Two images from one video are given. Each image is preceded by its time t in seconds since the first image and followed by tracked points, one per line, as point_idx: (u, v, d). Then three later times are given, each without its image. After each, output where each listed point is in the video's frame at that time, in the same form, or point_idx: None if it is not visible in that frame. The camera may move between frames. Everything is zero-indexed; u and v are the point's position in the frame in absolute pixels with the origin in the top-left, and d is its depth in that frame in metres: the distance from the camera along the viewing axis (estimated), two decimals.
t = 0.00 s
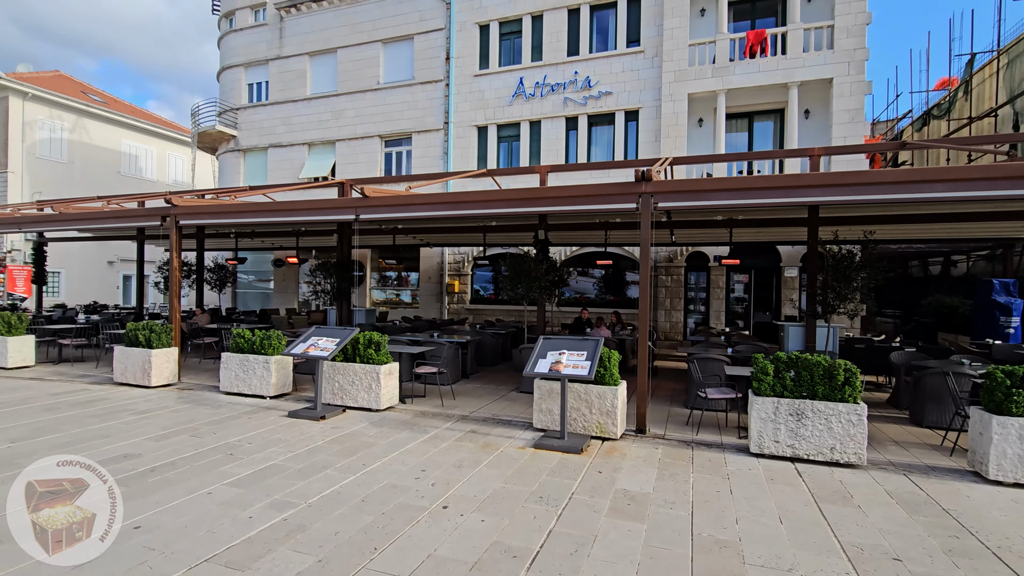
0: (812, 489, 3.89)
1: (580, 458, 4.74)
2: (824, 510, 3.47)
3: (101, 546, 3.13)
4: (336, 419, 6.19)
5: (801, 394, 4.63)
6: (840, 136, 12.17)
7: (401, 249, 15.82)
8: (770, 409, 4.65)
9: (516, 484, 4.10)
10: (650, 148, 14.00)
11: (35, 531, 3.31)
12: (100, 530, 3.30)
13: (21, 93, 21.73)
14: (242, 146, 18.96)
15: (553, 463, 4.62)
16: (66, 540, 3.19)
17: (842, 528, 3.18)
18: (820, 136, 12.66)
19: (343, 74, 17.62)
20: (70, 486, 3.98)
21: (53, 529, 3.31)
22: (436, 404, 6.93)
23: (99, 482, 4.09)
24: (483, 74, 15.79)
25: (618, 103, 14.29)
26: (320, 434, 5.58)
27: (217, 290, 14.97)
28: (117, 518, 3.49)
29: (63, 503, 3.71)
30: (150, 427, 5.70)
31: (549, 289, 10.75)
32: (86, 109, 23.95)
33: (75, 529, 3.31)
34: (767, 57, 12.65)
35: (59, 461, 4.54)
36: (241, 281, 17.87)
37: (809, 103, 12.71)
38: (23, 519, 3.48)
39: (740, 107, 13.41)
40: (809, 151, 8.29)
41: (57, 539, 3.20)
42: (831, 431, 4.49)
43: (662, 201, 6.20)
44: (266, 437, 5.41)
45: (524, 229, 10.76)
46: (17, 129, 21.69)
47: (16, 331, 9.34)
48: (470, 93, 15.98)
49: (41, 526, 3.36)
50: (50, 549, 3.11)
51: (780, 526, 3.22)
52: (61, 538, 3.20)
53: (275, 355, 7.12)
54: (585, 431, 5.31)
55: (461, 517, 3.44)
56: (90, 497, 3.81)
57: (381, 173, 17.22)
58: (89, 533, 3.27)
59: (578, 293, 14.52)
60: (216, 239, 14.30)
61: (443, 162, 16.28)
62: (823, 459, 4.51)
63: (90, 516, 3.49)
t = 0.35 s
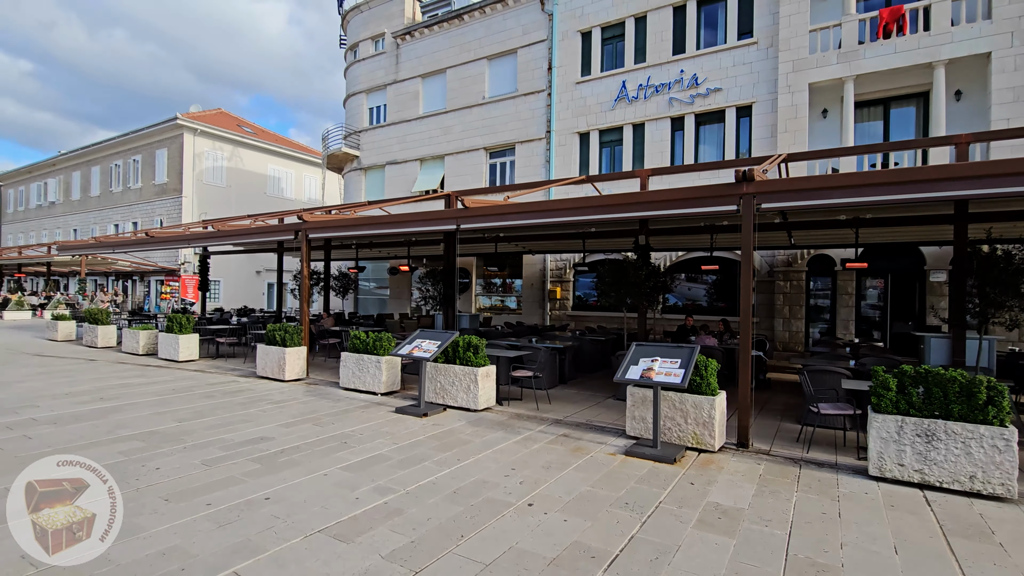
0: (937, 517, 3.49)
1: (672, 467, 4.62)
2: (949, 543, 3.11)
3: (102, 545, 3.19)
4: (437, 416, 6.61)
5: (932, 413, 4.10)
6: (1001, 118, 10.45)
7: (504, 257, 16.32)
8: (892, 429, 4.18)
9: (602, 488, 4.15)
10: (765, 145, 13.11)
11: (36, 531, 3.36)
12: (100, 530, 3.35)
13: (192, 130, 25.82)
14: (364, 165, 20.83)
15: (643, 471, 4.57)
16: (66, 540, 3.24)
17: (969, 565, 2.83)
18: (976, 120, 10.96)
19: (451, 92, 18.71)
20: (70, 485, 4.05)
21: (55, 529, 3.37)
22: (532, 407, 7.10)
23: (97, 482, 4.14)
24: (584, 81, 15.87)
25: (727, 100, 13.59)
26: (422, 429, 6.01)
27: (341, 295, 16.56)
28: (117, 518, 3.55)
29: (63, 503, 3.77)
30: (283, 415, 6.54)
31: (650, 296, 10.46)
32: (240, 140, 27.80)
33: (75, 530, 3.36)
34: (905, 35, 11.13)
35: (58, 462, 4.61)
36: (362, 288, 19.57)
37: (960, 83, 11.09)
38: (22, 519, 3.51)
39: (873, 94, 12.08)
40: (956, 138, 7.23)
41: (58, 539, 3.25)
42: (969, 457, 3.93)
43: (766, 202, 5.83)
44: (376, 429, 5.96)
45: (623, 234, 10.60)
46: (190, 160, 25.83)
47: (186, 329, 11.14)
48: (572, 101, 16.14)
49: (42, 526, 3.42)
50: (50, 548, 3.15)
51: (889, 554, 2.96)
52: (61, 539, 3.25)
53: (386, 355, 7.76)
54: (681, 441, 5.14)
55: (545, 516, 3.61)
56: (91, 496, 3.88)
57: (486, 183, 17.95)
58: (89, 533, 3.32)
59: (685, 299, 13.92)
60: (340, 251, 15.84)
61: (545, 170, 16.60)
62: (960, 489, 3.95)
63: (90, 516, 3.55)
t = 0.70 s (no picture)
0: None
1: (759, 479, 4.46)
2: None
3: (101, 545, 3.19)
4: (521, 416, 6.84)
5: None
6: None
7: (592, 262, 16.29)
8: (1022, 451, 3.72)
9: (682, 495, 4.13)
10: (880, 137, 11.95)
11: (37, 530, 3.37)
12: (100, 530, 3.36)
13: (306, 149, 28.52)
14: (456, 175, 21.79)
15: (727, 480, 4.46)
16: (66, 540, 3.24)
17: None
18: None
19: (539, 100, 19.06)
20: (70, 486, 4.08)
21: (54, 528, 3.38)
22: (615, 412, 7.09)
23: (97, 483, 4.17)
24: (675, 80, 15.49)
25: (834, 91, 12.61)
26: (506, 428, 6.26)
27: (435, 300, 17.44)
28: (115, 519, 3.56)
29: (63, 502, 3.79)
30: (381, 410, 7.11)
31: (744, 302, 9.95)
32: (346, 156, 30.23)
33: (75, 530, 3.37)
34: None
35: (59, 463, 4.64)
36: (455, 292, 20.44)
37: None
38: (23, 519, 3.52)
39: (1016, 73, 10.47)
40: None
41: (58, 538, 3.26)
42: None
43: (870, 200, 5.41)
44: (463, 426, 6.30)
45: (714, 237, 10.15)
46: (304, 176, 28.55)
47: (299, 329, 12.38)
48: (662, 101, 15.79)
49: (41, 526, 3.43)
50: (49, 548, 3.15)
51: None
52: (61, 538, 3.26)
53: (473, 357, 8.14)
54: (771, 452, 4.91)
55: (620, 516, 3.69)
56: (92, 496, 3.90)
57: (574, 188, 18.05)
58: (89, 533, 3.33)
59: (787, 305, 13.02)
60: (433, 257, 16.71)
61: (634, 173, 16.39)
62: None
63: (90, 516, 3.56)
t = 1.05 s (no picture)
0: None
1: (834, 487, 4.30)
2: None
3: (100, 546, 3.17)
4: (586, 416, 6.92)
5: None
6: None
7: (661, 264, 16.00)
8: None
9: (749, 498, 4.09)
10: (985, 126, 10.90)
11: (36, 530, 3.34)
12: (101, 530, 3.34)
13: (382, 157, 30.01)
14: (523, 178, 22.11)
15: (799, 487, 4.34)
16: (66, 540, 3.22)
17: None
18: None
19: (606, 101, 18.98)
20: (71, 485, 4.06)
21: (55, 527, 3.36)
22: (682, 415, 7.01)
23: (96, 482, 4.15)
24: (750, 75, 14.91)
25: (931, 78, 11.64)
26: (571, 427, 6.38)
27: (502, 301, 17.81)
28: (115, 519, 3.54)
29: (64, 501, 3.77)
30: (451, 405, 7.46)
31: (825, 305, 9.43)
32: (418, 163, 31.48)
33: (75, 529, 3.34)
34: None
35: (57, 464, 4.57)
36: (522, 294, 20.75)
37: None
38: (22, 519, 3.49)
39: None
40: None
41: (58, 538, 3.24)
42: None
43: (963, 197, 5.05)
44: (529, 423, 6.50)
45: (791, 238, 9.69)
46: (379, 183, 30.05)
47: (375, 329, 13.12)
48: (736, 97, 15.25)
49: (41, 525, 3.40)
50: (49, 548, 3.13)
51: None
52: (61, 538, 3.23)
53: (540, 357, 8.32)
54: (848, 461, 4.72)
55: (684, 515, 3.73)
56: (91, 497, 3.87)
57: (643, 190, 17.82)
58: (89, 533, 3.31)
59: (875, 308, 12.15)
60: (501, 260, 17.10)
61: (706, 173, 15.94)
62: None
63: (91, 516, 3.53)
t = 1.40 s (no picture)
0: None
1: (898, 499, 4.13)
2: None
3: (100, 546, 3.23)
4: (638, 420, 6.92)
5: None
6: None
7: (722, 266, 15.51)
8: None
9: (803, 506, 4.01)
10: None
11: (36, 529, 3.39)
12: (101, 530, 3.40)
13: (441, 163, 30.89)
14: (580, 180, 22.11)
15: (860, 497, 4.20)
16: (66, 539, 3.28)
17: None
18: None
19: (665, 100, 18.63)
20: (71, 485, 4.13)
21: (56, 527, 3.43)
22: (738, 421, 6.85)
23: (96, 482, 4.23)
24: (819, 67, 14.20)
25: None
26: (623, 429, 6.41)
27: (558, 304, 17.89)
28: (116, 518, 3.61)
29: (64, 502, 3.84)
30: (505, 405, 7.67)
31: (900, 311, 8.84)
32: (476, 167, 32.16)
33: (75, 529, 3.41)
34: None
35: (60, 464, 4.66)
36: (579, 297, 20.72)
37: None
38: (23, 519, 3.55)
39: None
40: None
41: (59, 538, 3.29)
42: None
43: None
44: (580, 425, 6.59)
45: (861, 239, 9.18)
46: (439, 188, 30.94)
47: (434, 330, 13.59)
48: (803, 91, 14.57)
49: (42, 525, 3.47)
50: (50, 547, 3.20)
51: None
52: (62, 537, 3.30)
53: (593, 359, 8.39)
54: (916, 473, 4.50)
55: (732, 520, 3.73)
56: (91, 497, 3.94)
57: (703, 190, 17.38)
58: (89, 533, 3.37)
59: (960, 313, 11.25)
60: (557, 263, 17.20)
61: (770, 171, 15.33)
62: None
63: (91, 516, 3.60)
